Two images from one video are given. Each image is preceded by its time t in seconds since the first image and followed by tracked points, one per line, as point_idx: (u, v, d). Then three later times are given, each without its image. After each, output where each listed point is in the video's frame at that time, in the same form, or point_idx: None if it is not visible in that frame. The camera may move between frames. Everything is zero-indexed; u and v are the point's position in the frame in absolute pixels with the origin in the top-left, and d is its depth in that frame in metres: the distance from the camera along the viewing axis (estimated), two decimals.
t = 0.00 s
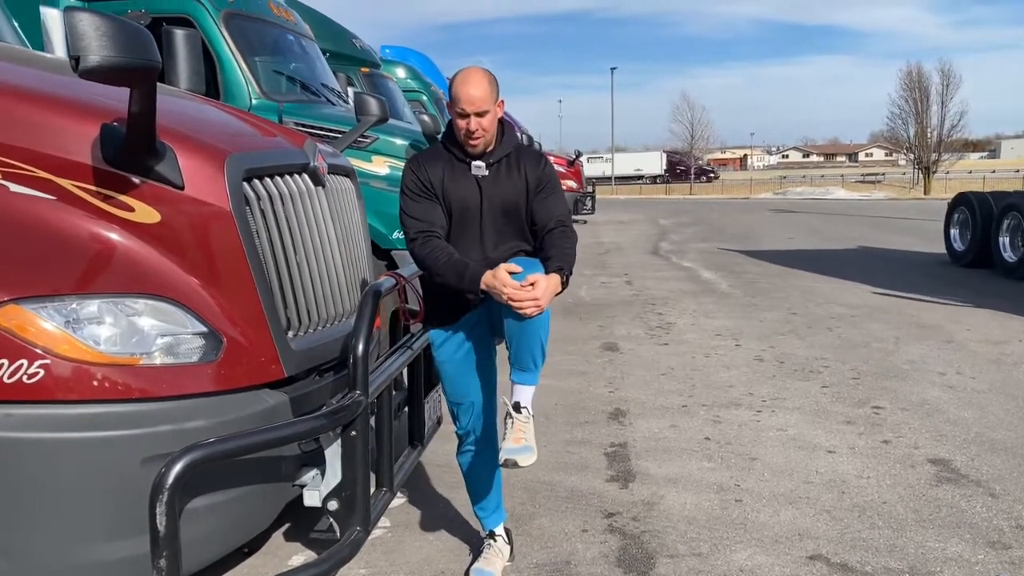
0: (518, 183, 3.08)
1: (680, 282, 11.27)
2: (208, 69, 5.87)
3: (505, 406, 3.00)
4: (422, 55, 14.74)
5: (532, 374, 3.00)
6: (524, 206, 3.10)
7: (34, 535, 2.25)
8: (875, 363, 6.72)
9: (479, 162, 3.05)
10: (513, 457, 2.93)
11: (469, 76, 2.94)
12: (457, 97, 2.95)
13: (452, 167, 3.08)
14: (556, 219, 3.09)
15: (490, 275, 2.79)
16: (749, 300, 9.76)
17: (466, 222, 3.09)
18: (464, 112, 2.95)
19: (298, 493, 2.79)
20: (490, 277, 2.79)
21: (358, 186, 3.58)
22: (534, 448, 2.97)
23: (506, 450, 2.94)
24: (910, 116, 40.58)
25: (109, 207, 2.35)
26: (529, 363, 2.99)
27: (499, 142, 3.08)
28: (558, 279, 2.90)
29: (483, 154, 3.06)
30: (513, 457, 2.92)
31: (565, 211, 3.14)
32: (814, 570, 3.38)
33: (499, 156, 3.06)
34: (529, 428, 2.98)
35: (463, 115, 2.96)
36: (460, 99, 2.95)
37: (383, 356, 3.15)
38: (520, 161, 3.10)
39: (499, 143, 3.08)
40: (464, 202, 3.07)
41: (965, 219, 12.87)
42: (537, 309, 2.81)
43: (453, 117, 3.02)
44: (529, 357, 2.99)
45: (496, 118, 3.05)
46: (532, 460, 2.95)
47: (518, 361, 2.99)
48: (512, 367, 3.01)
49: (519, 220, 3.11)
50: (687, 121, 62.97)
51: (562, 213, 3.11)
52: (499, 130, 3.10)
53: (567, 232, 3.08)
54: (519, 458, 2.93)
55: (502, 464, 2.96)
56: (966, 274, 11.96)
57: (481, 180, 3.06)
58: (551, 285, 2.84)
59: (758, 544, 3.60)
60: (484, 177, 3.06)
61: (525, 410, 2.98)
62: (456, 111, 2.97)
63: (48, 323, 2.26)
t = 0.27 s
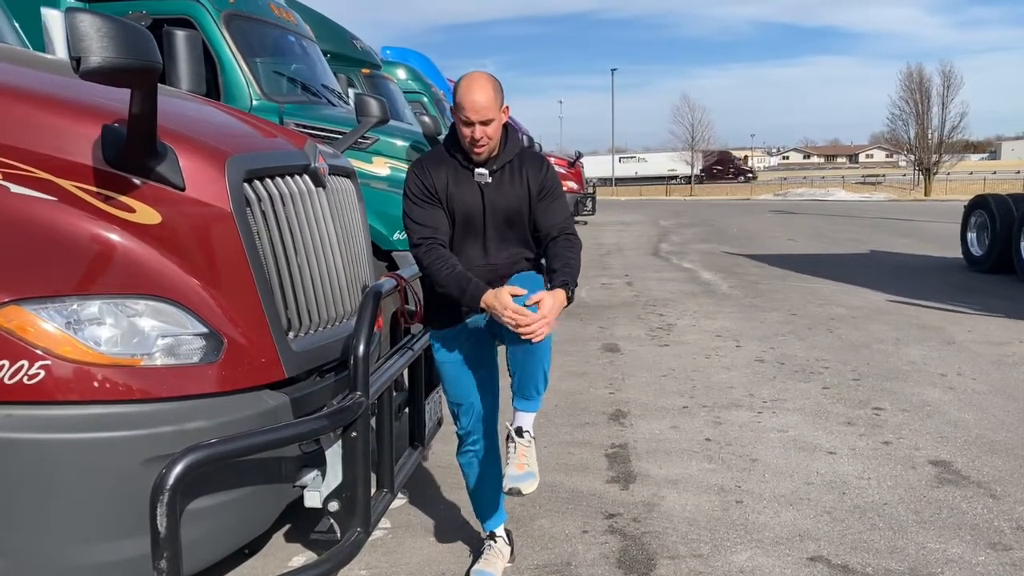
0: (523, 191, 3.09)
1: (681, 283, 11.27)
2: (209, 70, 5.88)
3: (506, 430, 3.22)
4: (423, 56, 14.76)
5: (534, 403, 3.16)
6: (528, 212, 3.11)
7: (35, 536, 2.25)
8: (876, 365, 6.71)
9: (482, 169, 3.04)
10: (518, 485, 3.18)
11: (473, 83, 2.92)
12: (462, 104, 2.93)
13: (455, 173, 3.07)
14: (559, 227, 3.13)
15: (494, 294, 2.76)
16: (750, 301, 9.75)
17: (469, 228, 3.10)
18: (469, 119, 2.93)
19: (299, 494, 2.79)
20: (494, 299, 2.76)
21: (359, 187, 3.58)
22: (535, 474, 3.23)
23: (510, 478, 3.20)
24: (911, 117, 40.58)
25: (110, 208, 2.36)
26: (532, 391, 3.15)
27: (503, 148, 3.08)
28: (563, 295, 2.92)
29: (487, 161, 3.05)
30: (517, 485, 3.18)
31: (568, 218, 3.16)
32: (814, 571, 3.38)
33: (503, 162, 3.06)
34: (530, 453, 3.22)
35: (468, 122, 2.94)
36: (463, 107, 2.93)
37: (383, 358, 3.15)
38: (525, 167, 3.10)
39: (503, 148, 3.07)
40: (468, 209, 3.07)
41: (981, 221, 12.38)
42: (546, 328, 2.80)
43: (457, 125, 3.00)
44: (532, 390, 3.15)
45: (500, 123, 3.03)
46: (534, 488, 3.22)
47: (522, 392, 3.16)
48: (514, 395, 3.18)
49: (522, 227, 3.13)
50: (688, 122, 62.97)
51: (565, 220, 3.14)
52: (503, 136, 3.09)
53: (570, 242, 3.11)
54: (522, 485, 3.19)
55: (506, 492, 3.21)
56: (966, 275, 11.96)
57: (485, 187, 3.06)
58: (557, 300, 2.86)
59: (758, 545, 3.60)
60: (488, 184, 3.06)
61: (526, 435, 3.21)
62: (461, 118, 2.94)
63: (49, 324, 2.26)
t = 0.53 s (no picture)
0: (527, 189, 3.07)
1: (682, 285, 11.27)
2: (210, 71, 5.89)
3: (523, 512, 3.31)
4: (424, 58, 14.78)
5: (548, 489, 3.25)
6: (533, 211, 3.09)
7: (37, 537, 2.25)
8: (876, 366, 6.72)
9: (488, 168, 3.05)
10: (536, 565, 3.28)
11: (484, 84, 2.91)
12: (474, 106, 2.91)
13: (458, 173, 3.07)
14: (564, 221, 3.13)
15: (459, 303, 2.90)
16: (751, 302, 9.75)
17: (472, 228, 3.07)
18: (482, 120, 2.92)
19: (300, 495, 2.80)
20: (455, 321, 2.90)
21: (360, 189, 3.58)
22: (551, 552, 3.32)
23: (529, 558, 3.29)
24: (911, 118, 40.58)
25: (111, 209, 2.36)
26: (546, 479, 3.23)
27: (510, 147, 3.07)
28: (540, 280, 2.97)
29: (497, 160, 3.05)
30: (535, 563, 3.28)
31: (575, 217, 3.14)
32: (815, 572, 3.38)
33: (509, 161, 3.05)
34: (547, 534, 3.31)
35: (481, 123, 2.93)
36: (476, 108, 2.92)
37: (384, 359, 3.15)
38: (531, 167, 3.09)
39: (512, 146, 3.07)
40: (472, 208, 3.05)
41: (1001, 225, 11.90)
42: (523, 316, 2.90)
43: (467, 125, 3.00)
44: (547, 476, 3.23)
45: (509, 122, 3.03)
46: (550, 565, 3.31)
47: (538, 479, 3.24)
48: (529, 482, 3.27)
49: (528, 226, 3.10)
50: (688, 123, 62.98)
51: (574, 215, 3.14)
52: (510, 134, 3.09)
53: (581, 231, 3.14)
54: (540, 565, 3.28)
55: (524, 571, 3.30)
56: (968, 276, 11.96)
57: (488, 185, 3.05)
58: (533, 287, 2.93)
59: (759, 546, 3.60)
60: (492, 182, 3.05)
61: (542, 516, 3.31)
62: (473, 119, 2.93)
63: (51, 325, 2.26)
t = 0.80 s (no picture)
0: (540, 189, 3.06)
1: (683, 286, 11.27)
2: (211, 73, 5.90)
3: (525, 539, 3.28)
4: (425, 60, 14.80)
5: (548, 515, 3.24)
6: (545, 212, 3.09)
7: (40, 537, 2.25)
8: (877, 367, 6.72)
9: (501, 167, 3.04)
10: None
11: (502, 86, 2.87)
12: (492, 109, 2.89)
13: (470, 172, 3.08)
14: (576, 223, 3.10)
15: (450, 316, 2.95)
16: (751, 303, 9.76)
17: (483, 228, 3.07)
18: (500, 123, 2.90)
19: (301, 496, 2.81)
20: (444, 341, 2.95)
21: (361, 190, 3.59)
22: None
23: None
24: (911, 120, 40.59)
25: (113, 211, 2.37)
26: (546, 504, 3.23)
27: (524, 147, 3.06)
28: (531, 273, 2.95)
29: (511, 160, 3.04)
30: None
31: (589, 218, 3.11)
32: (815, 573, 3.39)
33: (522, 162, 3.05)
34: (548, 562, 3.26)
35: (498, 125, 2.91)
36: (493, 110, 2.89)
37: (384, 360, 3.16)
38: (544, 167, 3.07)
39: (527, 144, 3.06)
40: (483, 207, 3.06)
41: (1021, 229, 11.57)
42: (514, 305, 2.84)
43: (483, 126, 2.98)
44: (546, 500, 3.22)
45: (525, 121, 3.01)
46: None
47: (538, 504, 3.23)
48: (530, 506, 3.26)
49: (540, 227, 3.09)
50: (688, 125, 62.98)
51: (586, 218, 3.10)
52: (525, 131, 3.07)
53: (587, 233, 3.09)
54: None
55: None
56: (969, 278, 11.95)
57: (500, 185, 3.06)
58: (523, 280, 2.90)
59: (759, 547, 3.60)
60: (504, 182, 3.06)
61: (544, 544, 3.27)
62: (490, 122, 2.91)
63: (53, 326, 2.27)
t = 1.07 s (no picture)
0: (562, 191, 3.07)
1: (683, 286, 11.27)
2: (212, 74, 5.90)
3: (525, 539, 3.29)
4: (425, 60, 14.80)
5: (550, 515, 3.25)
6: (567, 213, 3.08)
7: (41, 537, 2.26)
8: (877, 368, 6.73)
9: (523, 167, 3.04)
10: None
11: (522, 83, 2.89)
12: (512, 106, 2.89)
13: (491, 171, 3.08)
14: (596, 230, 3.11)
15: (451, 317, 3.00)
16: (752, 304, 9.76)
17: (503, 227, 3.07)
18: (519, 120, 2.91)
19: (301, 496, 2.82)
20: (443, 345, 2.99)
21: (362, 191, 3.60)
22: None
23: None
24: (912, 120, 40.58)
25: (115, 211, 2.38)
26: (548, 504, 3.23)
27: (546, 147, 3.07)
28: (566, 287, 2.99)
29: (531, 159, 3.04)
30: None
31: (609, 222, 3.13)
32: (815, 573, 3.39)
33: (543, 162, 3.05)
34: (549, 562, 3.26)
35: (518, 123, 2.92)
36: (513, 108, 2.90)
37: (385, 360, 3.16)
38: (567, 168, 3.08)
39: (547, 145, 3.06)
40: (504, 205, 3.06)
41: None
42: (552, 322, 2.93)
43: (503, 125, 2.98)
44: (548, 502, 3.23)
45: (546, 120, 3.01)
46: None
47: (539, 504, 3.24)
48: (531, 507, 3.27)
49: (560, 228, 3.10)
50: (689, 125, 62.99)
51: (607, 224, 3.12)
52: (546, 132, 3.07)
53: (609, 244, 3.12)
54: None
55: None
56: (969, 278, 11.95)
57: (522, 184, 3.06)
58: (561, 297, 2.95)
59: (759, 547, 3.61)
60: (526, 182, 3.06)
61: (544, 544, 3.28)
62: (510, 119, 2.92)
63: (56, 327, 2.28)
